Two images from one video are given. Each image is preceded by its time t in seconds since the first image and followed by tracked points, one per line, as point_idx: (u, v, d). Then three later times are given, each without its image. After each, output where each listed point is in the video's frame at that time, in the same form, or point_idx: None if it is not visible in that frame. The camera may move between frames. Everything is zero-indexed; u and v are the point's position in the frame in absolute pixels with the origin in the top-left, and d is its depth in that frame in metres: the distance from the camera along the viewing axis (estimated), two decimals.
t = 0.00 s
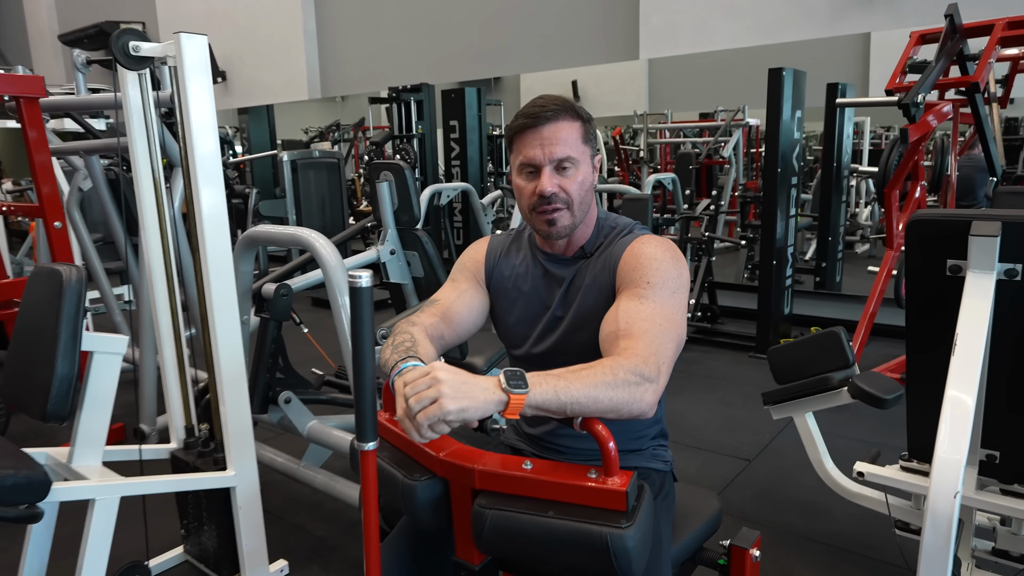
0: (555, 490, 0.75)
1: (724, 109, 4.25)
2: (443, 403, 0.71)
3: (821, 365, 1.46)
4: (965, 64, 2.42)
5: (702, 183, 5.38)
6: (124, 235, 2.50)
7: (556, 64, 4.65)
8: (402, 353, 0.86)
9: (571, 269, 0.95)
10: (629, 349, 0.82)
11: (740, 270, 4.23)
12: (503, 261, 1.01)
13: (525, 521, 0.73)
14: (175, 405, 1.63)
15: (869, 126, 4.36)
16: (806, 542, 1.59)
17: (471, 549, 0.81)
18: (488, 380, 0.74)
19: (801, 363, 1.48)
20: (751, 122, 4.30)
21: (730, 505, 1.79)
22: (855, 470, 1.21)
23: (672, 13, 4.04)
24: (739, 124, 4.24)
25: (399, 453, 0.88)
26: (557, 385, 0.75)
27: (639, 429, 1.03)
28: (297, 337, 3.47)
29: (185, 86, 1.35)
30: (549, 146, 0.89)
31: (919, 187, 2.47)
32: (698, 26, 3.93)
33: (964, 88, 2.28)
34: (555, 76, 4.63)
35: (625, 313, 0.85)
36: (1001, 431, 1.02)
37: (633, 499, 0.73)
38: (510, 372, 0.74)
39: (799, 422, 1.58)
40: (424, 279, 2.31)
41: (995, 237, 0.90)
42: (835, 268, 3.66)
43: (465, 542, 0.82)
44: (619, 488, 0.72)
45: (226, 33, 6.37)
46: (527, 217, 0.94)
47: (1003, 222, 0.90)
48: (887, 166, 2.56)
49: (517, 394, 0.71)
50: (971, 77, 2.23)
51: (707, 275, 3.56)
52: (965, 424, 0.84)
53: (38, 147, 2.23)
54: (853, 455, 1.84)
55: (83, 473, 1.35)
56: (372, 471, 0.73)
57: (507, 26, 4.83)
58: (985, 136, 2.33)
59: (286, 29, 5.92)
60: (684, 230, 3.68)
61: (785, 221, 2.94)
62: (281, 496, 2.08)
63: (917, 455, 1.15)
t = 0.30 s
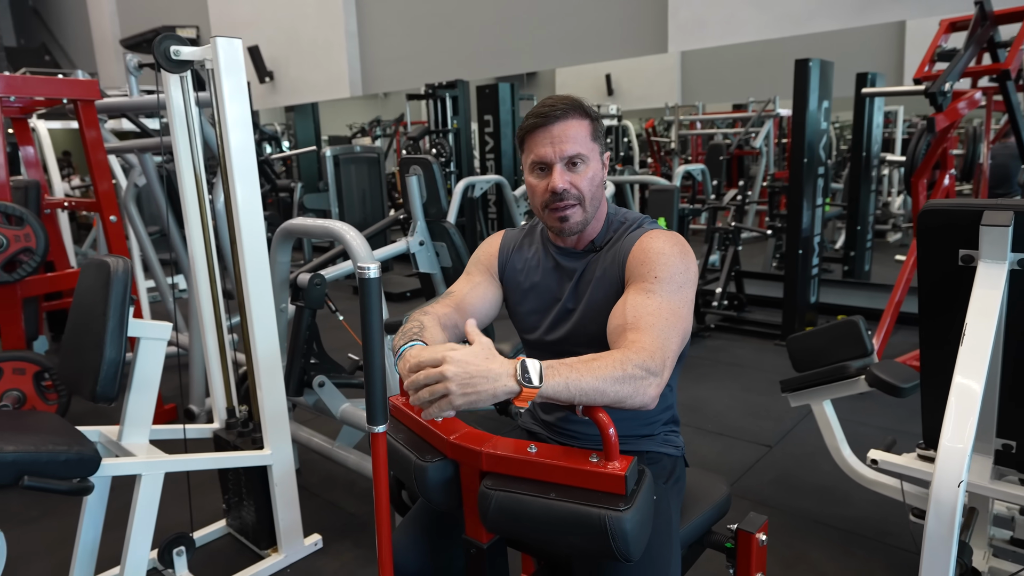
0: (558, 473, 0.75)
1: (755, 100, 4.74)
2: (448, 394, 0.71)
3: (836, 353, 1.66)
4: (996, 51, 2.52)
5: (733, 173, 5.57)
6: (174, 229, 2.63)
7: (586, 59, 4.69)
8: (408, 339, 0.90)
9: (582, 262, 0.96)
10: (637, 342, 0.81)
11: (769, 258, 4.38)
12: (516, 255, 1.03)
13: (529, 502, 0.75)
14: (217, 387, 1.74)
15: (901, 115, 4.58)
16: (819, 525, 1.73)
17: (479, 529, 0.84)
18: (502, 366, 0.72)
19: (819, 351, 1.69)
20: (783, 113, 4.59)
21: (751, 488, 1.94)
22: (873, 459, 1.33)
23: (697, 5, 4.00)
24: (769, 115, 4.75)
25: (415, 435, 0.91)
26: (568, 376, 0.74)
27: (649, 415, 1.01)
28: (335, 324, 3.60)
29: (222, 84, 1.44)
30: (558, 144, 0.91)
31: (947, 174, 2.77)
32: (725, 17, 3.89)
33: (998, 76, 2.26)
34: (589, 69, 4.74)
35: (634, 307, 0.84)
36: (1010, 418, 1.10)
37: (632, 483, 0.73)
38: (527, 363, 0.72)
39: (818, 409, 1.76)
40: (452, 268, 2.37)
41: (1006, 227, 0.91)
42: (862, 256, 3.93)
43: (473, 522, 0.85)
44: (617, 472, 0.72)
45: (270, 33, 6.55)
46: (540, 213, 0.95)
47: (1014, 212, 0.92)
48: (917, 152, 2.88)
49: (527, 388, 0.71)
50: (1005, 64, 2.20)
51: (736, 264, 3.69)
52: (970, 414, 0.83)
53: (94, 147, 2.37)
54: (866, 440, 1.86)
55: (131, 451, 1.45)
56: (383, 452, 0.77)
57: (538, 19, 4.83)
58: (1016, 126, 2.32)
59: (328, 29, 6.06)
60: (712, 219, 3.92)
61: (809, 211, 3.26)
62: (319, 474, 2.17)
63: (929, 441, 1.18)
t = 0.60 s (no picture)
0: (534, 466, 0.76)
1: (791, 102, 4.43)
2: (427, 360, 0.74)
3: (847, 360, 1.63)
4: None
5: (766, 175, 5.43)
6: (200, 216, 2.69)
7: (620, 57, 4.66)
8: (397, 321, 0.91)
9: (573, 257, 0.97)
10: (620, 342, 0.81)
11: (795, 263, 4.27)
12: (509, 248, 1.05)
13: (502, 494, 0.76)
14: (229, 370, 1.78)
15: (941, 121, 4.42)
16: (822, 533, 1.70)
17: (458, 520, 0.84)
18: (484, 354, 0.71)
19: (832, 356, 1.66)
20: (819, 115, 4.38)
21: (758, 495, 1.90)
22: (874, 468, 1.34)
23: (732, 4, 3.96)
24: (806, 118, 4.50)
25: (401, 422, 0.92)
26: (547, 372, 0.73)
27: (636, 414, 1.01)
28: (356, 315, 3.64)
29: (238, 72, 1.47)
30: (553, 135, 0.91)
31: (980, 182, 2.70)
32: (760, 16, 3.83)
33: None
34: (623, 66, 4.69)
35: (619, 305, 0.84)
36: (1018, 432, 1.10)
37: (605, 480, 0.73)
38: (507, 364, 0.70)
39: (825, 417, 1.72)
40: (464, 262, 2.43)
41: (1012, 235, 0.89)
42: (892, 264, 3.82)
43: (451, 511, 0.86)
44: (590, 468, 0.73)
45: (307, 27, 6.65)
46: (534, 205, 0.96)
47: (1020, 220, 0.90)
48: (948, 160, 2.76)
49: (499, 388, 0.71)
50: None
51: (760, 269, 3.62)
52: (961, 424, 0.82)
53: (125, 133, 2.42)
54: (876, 450, 1.82)
55: (141, 428, 1.49)
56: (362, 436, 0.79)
57: (569, 16, 4.82)
58: None
59: (364, 23, 6.14)
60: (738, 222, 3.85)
61: (836, 217, 3.18)
62: (328, 460, 2.21)
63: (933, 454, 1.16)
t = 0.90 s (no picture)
0: (512, 463, 0.77)
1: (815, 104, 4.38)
2: (401, 381, 0.77)
3: (852, 365, 1.61)
4: None
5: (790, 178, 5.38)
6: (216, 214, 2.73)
7: (641, 59, 4.64)
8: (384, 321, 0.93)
9: (560, 258, 0.98)
10: (599, 339, 0.82)
11: (814, 268, 4.19)
12: (500, 247, 1.06)
13: (479, 490, 0.77)
14: (237, 366, 1.81)
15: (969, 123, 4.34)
16: (826, 540, 1.68)
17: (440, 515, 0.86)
18: (456, 369, 0.73)
19: (836, 362, 1.64)
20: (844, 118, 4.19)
21: (763, 500, 1.88)
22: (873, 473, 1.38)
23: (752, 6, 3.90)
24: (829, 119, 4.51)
25: (388, 417, 0.93)
26: (523, 378, 0.75)
27: (624, 414, 1.01)
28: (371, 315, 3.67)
29: (245, 72, 1.50)
30: (534, 155, 0.93)
31: (1003, 186, 2.61)
32: (779, 17, 3.77)
33: None
34: (646, 69, 4.68)
35: (600, 302, 0.86)
36: (1019, 440, 1.08)
37: (580, 478, 0.74)
38: (482, 374, 0.73)
39: (829, 422, 1.70)
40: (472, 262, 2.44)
41: (1006, 239, 0.89)
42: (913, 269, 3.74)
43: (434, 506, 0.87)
44: (565, 467, 0.73)
45: (330, 30, 6.74)
46: (521, 224, 0.97)
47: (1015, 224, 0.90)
48: (969, 162, 2.58)
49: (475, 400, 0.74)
50: None
51: (776, 273, 3.56)
52: (945, 428, 0.82)
53: (145, 133, 2.48)
54: (884, 458, 1.78)
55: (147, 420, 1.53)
56: (344, 431, 0.81)
57: (588, 18, 4.81)
58: None
59: (385, 26, 6.20)
60: (754, 226, 3.81)
61: (852, 221, 3.13)
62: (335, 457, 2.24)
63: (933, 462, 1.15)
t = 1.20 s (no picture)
0: (510, 459, 0.77)
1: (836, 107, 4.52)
2: (400, 376, 0.78)
3: (864, 370, 1.59)
4: None
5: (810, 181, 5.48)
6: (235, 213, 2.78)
7: (660, 62, 4.61)
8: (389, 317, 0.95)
9: (562, 259, 0.99)
10: (598, 338, 0.82)
11: (833, 273, 4.14)
12: (504, 248, 1.07)
13: (477, 486, 0.77)
14: (251, 361, 1.84)
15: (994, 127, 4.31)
16: (836, 547, 1.66)
17: (439, 510, 0.87)
18: (455, 367, 0.75)
19: (848, 366, 1.62)
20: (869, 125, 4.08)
21: (773, 505, 1.87)
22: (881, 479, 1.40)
23: (772, 8, 3.76)
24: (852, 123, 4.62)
25: (391, 412, 0.94)
26: (520, 374, 0.75)
27: (626, 413, 1.01)
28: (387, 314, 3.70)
29: (260, 72, 1.53)
30: (536, 159, 0.94)
31: None
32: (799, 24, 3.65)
33: None
34: (667, 72, 4.72)
35: (600, 302, 0.86)
36: None
37: (577, 476, 0.74)
38: (478, 370, 0.74)
39: (840, 427, 1.68)
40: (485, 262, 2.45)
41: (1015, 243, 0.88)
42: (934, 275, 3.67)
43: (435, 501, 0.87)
44: (562, 464, 0.73)
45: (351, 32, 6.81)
46: (524, 226, 0.98)
47: None
48: (991, 166, 2.56)
49: (473, 396, 0.75)
50: None
51: (794, 277, 3.52)
52: (946, 431, 0.83)
53: (166, 132, 2.53)
54: (897, 464, 1.76)
55: (162, 413, 1.56)
56: (344, 426, 0.82)
57: (605, 20, 4.77)
58: None
59: (406, 28, 6.25)
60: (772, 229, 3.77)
61: (871, 225, 3.09)
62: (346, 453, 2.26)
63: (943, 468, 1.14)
